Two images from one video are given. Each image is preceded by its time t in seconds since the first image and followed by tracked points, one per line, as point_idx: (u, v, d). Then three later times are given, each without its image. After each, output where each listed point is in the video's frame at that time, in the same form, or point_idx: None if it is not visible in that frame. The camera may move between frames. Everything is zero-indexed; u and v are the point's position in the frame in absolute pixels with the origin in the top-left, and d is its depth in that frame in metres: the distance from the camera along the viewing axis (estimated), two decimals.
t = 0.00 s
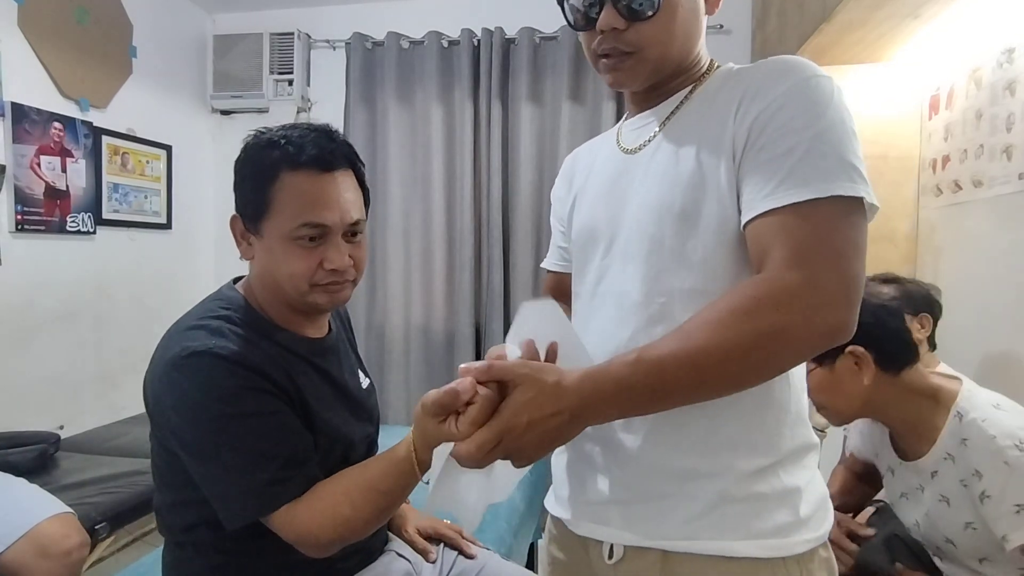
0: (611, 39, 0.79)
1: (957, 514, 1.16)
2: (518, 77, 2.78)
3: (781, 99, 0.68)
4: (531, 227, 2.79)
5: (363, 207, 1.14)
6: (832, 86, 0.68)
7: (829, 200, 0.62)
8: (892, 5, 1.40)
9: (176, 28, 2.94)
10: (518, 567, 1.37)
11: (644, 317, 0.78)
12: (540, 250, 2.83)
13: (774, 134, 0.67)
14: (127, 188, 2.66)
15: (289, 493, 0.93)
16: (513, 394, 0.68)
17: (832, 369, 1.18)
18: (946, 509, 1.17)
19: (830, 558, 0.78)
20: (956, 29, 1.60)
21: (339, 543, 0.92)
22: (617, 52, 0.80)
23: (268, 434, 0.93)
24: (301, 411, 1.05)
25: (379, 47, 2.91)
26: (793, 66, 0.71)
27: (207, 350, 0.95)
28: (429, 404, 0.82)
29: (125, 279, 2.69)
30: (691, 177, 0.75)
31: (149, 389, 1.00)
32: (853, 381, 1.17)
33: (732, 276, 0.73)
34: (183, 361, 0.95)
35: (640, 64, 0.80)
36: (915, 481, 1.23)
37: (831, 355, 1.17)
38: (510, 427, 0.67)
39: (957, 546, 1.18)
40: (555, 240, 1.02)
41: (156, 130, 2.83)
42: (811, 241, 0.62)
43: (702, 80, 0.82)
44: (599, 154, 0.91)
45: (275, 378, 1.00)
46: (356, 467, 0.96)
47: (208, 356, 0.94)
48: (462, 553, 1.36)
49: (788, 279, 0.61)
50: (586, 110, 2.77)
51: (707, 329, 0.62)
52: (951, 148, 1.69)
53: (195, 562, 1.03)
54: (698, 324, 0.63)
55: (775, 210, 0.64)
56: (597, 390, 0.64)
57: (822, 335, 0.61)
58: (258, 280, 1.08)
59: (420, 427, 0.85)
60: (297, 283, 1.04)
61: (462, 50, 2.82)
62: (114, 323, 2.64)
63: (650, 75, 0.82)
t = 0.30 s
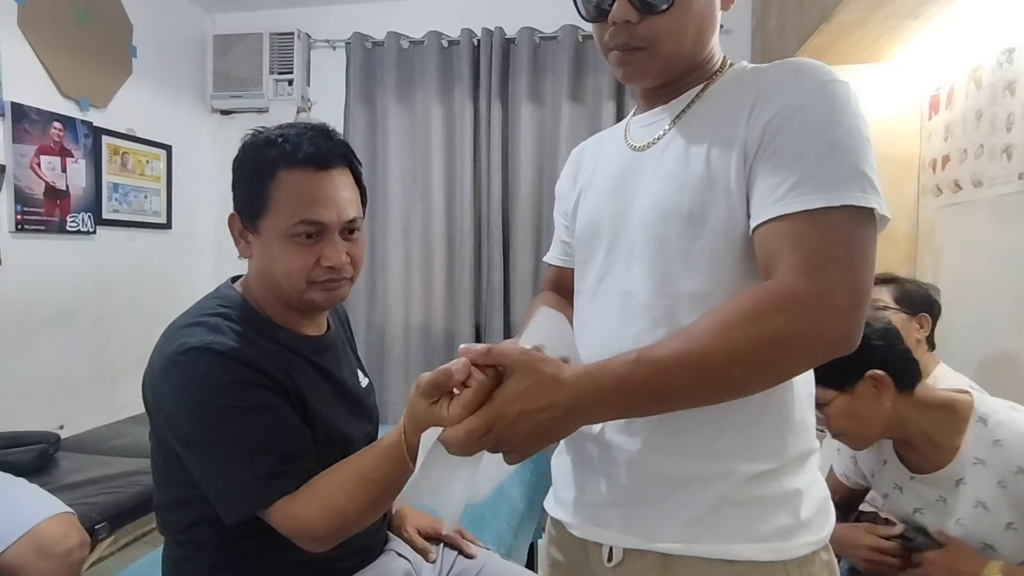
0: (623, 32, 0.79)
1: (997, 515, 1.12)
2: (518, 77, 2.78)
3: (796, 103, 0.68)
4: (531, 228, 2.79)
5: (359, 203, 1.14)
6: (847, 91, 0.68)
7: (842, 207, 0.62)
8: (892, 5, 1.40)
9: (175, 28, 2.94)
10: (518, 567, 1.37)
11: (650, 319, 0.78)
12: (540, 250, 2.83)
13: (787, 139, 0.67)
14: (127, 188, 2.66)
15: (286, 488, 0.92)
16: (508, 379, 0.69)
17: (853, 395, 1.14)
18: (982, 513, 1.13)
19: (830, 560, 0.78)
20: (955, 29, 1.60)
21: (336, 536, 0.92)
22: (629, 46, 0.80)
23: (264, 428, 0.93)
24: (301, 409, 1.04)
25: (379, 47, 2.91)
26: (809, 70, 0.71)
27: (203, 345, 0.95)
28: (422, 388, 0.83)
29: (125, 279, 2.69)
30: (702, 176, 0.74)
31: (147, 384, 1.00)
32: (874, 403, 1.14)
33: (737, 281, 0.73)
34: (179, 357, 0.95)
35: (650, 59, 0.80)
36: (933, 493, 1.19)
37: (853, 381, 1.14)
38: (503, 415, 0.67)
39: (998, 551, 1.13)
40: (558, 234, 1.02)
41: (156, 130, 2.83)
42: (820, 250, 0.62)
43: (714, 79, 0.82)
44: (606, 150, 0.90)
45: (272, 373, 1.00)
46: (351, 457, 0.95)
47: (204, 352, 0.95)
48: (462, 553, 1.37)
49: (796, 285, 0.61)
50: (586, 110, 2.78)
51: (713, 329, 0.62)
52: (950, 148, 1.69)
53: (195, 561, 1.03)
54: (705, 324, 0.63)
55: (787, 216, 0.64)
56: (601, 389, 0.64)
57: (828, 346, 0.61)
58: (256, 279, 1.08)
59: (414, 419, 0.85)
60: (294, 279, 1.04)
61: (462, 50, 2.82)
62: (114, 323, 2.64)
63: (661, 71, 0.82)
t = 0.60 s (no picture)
0: (640, 25, 0.74)
1: None
2: (518, 76, 2.78)
3: (823, 114, 0.64)
4: (531, 228, 2.79)
5: (358, 204, 1.15)
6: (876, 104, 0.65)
7: (863, 233, 0.60)
8: (892, 5, 1.41)
9: (175, 27, 2.94)
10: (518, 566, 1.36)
11: (656, 323, 0.74)
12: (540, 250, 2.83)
13: (811, 154, 0.63)
14: (127, 187, 2.66)
15: (286, 484, 0.93)
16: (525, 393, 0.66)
17: (908, 365, 1.12)
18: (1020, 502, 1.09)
19: (834, 565, 0.78)
20: (956, 28, 1.60)
21: (336, 533, 0.93)
22: (645, 40, 0.75)
23: (263, 426, 0.93)
24: (300, 408, 1.05)
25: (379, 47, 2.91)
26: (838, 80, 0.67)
27: (202, 343, 0.95)
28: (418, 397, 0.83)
29: (125, 278, 2.69)
30: (718, 180, 0.70)
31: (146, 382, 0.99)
32: (927, 376, 1.12)
33: (746, 289, 0.70)
34: (178, 355, 0.95)
35: (667, 55, 0.75)
36: (968, 485, 1.15)
37: (909, 352, 1.12)
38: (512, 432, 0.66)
39: None
40: (561, 220, 0.99)
41: (156, 130, 2.83)
42: (837, 277, 0.60)
43: (734, 76, 0.77)
44: (616, 144, 0.86)
45: (272, 371, 1.00)
46: (352, 455, 0.96)
47: (204, 350, 0.94)
48: (461, 552, 1.36)
49: (810, 313, 0.59)
50: (586, 110, 2.79)
51: (725, 356, 0.61)
52: (950, 148, 1.69)
53: (195, 561, 1.03)
54: (716, 349, 0.62)
55: (804, 239, 0.61)
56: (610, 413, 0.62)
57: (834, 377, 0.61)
58: (255, 279, 1.08)
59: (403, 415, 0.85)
60: (293, 278, 1.04)
61: (462, 50, 2.82)
62: (113, 323, 2.64)
63: (678, 67, 0.77)
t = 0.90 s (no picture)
0: (661, 22, 0.73)
1: None
2: (517, 77, 2.78)
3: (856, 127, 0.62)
4: (531, 228, 2.79)
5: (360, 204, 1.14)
6: (910, 115, 0.63)
7: (886, 258, 0.60)
8: (892, 5, 1.41)
9: (175, 27, 2.94)
10: (518, 567, 1.36)
11: (670, 327, 0.73)
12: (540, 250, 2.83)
13: (841, 168, 0.62)
14: (127, 188, 2.66)
15: (289, 488, 0.93)
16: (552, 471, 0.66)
17: None
18: None
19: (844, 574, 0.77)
20: (958, 27, 1.60)
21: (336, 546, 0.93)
22: (667, 37, 0.74)
23: (264, 431, 0.93)
24: (301, 411, 1.04)
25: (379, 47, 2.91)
26: (872, 88, 0.65)
27: (206, 346, 0.95)
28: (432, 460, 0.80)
29: (125, 278, 2.69)
30: (738, 185, 0.68)
31: (148, 385, 1.00)
32: None
33: (762, 295, 0.69)
34: (182, 358, 0.95)
35: (691, 51, 0.73)
36: None
37: None
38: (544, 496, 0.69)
39: None
40: (574, 205, 0.96)
41: (156, 130, 2.83)
42: (853, 307, 0.60)
43: (764, 72, 0.75)
44: (635, 138, 0.84)
45: (275, 374, 1.00)
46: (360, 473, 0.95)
47: (208, 353, 0.94)
48: (461, 552, 1.36)
49: (828, 347, 0.60)
50: (586, 110, 2.79)
51: (747, 397, 0.62)
52: (951, 148, 1.69)
53: (195, 561, 1.03)
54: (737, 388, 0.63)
55: (823, 260, 0.62)
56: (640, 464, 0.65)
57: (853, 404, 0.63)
58: (257, 279, 1.08)
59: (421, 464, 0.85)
60: (297, 279, 1.04)
61: (462, 50, 2.82)
62: (113, 323, 2.64)
63: (704, 63, 0.74)
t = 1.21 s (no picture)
0: (677, 24, 0.72)
1: None
2: (517, 77, 2.78)
3: (876, 126, 0.61)
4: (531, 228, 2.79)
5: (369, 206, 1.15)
6: (938, 114, 0.62)
7: (911, 262, 0.59)
8: (892, 5, 1.41)
9: (175, 27, 2.94)
10: (519, 567, 1.36)
11: (680, 329, 0.73)
12: (540, 251, 2.83)
13: (859, 170, 0.61)
14: (127, 188, 2.66)
15: (292, 492, 0.93)
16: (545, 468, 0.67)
17: None
18: None
19: None
20: (959, 27, 1.61)
21: (337, 549, 0.94)
22: (683, 39, 0.73)
23: (268, 435, 0.93)
24: (304, 414, 1.04)
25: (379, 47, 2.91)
26: (897, 87, 0.63)
27: (211, 349, 0.95)
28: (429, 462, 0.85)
29: (125, 279, 2.69)
30: (751, 187, 0.68)
31: (152, 385, 1.00)
32: None
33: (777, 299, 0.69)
34: (187, 360, 0.94)
35: (710, 52, 0.73)
36: None
37: None
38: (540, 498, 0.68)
39: None
40: (596, 211, 0.96)
41: (156, 130, 2.83)
42: (874, 315, 0.60)
43: (786, 68, 0.74)
44: (655, 139, 0.84)
45: (280, 378, 1.00)
46: (363, 477, 0.96)
47: (213, 355, 0.94)
48: (462, 553, 1.36)
49: (846, 355, 0.60)
50: (586, 110, 2.79)
51: (758, 400, 0.62)
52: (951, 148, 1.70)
53: (196, 562, 1.03)
54: (748, 391, 0.63)
55: (842, 263, 0.61)
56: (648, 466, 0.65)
57: (868, 412, 0.62)
58: (262, 279, 1.08)
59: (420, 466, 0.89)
60: (303, 281, 1.04)
61: (462, 50, 2.82)
62: (113, 324, 2.64)
63: (723, 63, 0.74)
